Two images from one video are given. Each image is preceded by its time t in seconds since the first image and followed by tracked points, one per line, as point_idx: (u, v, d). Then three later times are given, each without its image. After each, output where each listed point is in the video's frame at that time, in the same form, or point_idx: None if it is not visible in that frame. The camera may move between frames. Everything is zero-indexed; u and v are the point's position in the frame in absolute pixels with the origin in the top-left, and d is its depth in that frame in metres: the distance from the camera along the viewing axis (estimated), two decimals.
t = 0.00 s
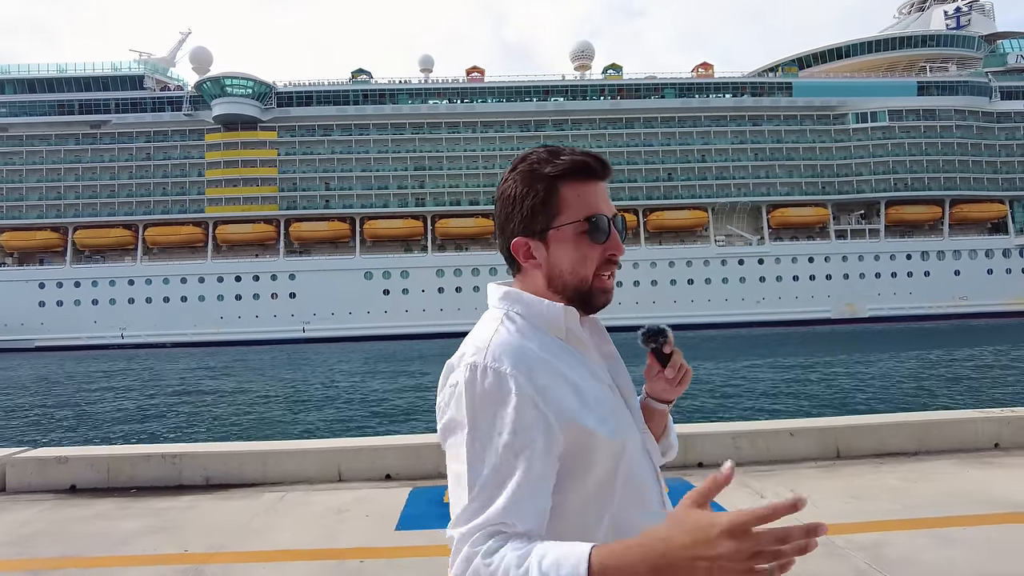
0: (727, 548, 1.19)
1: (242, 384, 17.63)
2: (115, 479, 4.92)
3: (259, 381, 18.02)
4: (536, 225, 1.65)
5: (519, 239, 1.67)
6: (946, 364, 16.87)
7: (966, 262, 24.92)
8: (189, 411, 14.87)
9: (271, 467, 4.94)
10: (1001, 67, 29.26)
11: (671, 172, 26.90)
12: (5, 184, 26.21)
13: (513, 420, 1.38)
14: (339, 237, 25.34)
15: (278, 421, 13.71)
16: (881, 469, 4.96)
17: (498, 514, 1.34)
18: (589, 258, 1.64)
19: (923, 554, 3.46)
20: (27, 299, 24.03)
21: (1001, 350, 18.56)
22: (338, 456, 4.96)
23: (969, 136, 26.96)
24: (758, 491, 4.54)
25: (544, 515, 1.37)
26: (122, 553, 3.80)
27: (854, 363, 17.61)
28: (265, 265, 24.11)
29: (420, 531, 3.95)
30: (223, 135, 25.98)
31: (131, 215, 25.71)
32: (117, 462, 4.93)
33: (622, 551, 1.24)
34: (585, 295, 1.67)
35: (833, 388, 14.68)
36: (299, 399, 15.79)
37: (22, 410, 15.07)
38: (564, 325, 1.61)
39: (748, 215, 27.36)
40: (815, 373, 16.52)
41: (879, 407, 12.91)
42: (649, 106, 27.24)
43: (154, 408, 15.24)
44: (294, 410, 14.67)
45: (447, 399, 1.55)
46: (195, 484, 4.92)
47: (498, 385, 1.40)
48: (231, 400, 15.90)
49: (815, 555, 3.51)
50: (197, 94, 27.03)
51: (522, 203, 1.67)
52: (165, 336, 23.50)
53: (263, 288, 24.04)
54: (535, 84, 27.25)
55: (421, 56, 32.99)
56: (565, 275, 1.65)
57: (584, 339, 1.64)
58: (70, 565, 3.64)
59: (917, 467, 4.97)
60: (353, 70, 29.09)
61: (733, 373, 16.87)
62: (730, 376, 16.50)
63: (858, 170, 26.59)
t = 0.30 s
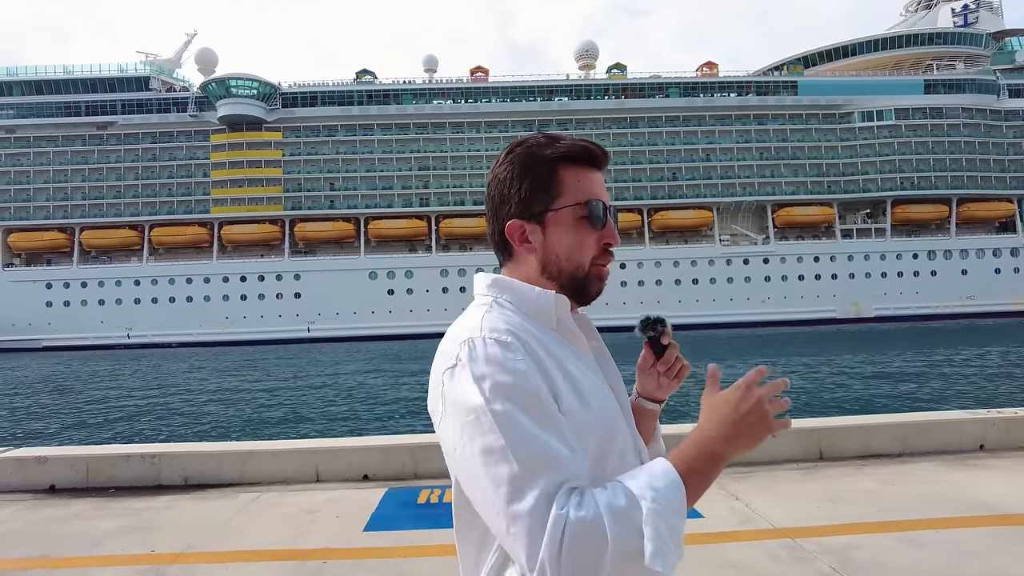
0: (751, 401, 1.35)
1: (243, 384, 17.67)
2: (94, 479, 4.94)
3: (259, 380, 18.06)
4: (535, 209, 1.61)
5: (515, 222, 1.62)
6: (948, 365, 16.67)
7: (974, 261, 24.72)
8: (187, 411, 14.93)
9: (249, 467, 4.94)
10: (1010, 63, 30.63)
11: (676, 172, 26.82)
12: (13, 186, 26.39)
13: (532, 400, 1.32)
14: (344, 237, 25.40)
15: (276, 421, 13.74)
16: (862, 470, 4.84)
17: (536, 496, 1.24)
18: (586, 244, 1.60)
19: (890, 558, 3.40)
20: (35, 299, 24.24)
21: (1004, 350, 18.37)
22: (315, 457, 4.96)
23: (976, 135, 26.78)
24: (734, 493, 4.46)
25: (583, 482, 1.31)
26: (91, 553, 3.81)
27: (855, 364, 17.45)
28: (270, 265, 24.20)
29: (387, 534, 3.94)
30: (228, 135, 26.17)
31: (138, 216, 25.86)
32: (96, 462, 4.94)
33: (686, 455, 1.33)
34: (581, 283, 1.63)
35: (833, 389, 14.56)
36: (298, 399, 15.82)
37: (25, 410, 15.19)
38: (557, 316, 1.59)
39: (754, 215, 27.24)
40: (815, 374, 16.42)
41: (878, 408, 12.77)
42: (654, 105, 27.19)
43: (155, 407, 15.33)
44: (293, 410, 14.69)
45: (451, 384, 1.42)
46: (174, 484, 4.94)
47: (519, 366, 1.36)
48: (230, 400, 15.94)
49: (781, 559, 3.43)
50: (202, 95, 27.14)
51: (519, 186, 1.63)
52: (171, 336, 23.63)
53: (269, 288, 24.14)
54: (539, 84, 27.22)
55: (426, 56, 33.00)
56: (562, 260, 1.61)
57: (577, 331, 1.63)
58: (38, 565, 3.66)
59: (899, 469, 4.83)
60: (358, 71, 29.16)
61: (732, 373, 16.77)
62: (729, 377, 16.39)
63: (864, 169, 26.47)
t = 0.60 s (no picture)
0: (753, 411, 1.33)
1: (238, 386, 17.68)
2: (70, 480, 4.93)
3: (255, 382, 18.09)
4: (536, 203, 1.61)
5: (518, 217, 1.62)
6: (942, 364, 16.62)
7: (974, 259, 24.65)
8: (181, 413, 14.96)
9: (223, 467, 4.93)
10: (1010, 61, 30.51)
11: (676, 171, 26.81)
12: (13, 189, 26.46)
13: (537, 385, 1.31)
14: (344, 239, 25.43)
15: (271, 422, 13.75)
16: (835, 469, 4.80)
17: (532, 481, 1.23)
18: (589, 233, 1.61)
19: (848, 558, 3.39)
20: (35, 302, 24.31)
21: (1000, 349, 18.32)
22: (289, 457, 4.94)
23: (976, 133, 26.74)
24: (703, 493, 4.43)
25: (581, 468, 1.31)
26: (57, 553, 3.83)
27: (849, 363, 17.41)
28: (270, 266, 24.23)
29: (351, 534, 3.95)
30: (228, 138, 26.26)
31: (138, 218, 25.93)
32: (71, 463, 4.94)
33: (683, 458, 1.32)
34: (586, 272, 1.64)
35: (826, 389, 14.53)
36: (292, 400, 15.84)
37: (21, 412, 15.26)
38: (563, 306, 1.58)
39: (754, 214, 27.20)
40: (809, 373, 16.40)
41: (871, 407, 12.74)
42: (653, 105, 27.20)
43: (149, 408, 15.37)
44: (286, 411, 14.70)
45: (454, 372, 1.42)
46: (149, 484, 4.93)
47: (524, 351, 1.36)
48: (224, 401, 15.97)
49: (739, 559, 3.41)
50: (202, 97, 27.18)
51: (517, 179, 1.63)
52: (172, 338, 23.67)
53: (269, 290, 24.16)
54: (539, 84, 27.23)
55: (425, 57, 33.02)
56: (568, 250, 1.61)
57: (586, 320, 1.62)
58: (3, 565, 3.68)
59: (872, 468, 4.80)
60: (357, 72, 29.19)
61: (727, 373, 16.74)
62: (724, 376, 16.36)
63: (864, 168, 26.46)
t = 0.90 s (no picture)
0: (700, 476, 1.25)
1: (235, 386, 17.70)
2: (48, 482, 4.94)
3: (253, 382, 18.10)
4: (524, 211, 1.60)
5: (507, 225, 1.63)
6: (937, 364, 16.57)
7: (976, 258, 24.57)
8: (178, 412, 15.01)
9: (201, 469, 4.93)
10: (1012, 60, 30.39)
11: (676, 171, 26.77)
12: (15, 189, 26.51)
13: (494, 405, 1.32)
14: (345, 238, 25.46)
15: (266, 422, 13.77)
16: (811, 473, 4.78)
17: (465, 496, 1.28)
18: (575, 242, 1.57)
19: (810, 562, 3.40)
20: (37, 302, 24.38)
21: (997, 348, 18.29)
22: (266, 460, 4.95)
23: (978, 132, 26.65)
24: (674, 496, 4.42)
25: (524, 490, 1.32)
26: (25, 556, 3.84)
27: (845, 363, 17.38)
28: (270, 266, 24.28)
29: (320, 536, 3.96)
30: (228, 138, 26.11)
31: (139, 218, 25.99)
32: (50, 466, 4.94)
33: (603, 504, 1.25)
34: (575, 280, 1.60)
35: (821, 389, 14.50)
36: (288, 400, 15.85)
37: (19, 411, 15.32)
38: (550, 317, 1.56)
39: (755, 213, 27.15)
40: (805, 373, 16.39)
41: (866, 407, 12.72)
42: (653, 104, 27.18)
43: (146, 408, 15.41)
44: (281, 411, 14.71)
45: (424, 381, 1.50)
46: (127, 487, 4.93)
47: (490, 368, 1.35)
48: (219, 401, 16.00)
49: (702, 564, 3.41)
50: (202, 97, 27.21)
51: (510, 188, 1.64)
52: (173, 338, 23.70)
53: (269, 289, 24.18)
54: (539, 84, 27.22)
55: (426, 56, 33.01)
56: (553, 258, 1.58)
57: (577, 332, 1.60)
58: None
59: (849, 471, 4.78)
60: (357, 72, 29.19)
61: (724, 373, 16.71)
62: (720, 377, 16.34)
63: (865, 167, 26.41)
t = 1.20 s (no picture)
0: (664, 525, 1.10)
1: (232, 385, 17.72)
2: (28, 479, 4.96)
3: (250, 381, 18.14)
4: (520, 210, 1.59)
5: (504, 224, 1.63)
6: (934, 364, 16.51)
7: (978, 258, 24.52)
8: (174, 410, 15.08)
9: (179, 467, 4.94)
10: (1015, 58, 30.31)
11: (677, 170, 26.75)
12: (18, 189, 26.63)
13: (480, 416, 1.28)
14: (346, 238, 25.52)
15: (262, 421, 13.80)
16: (787, 472, 4.76)
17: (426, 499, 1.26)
18: (572, 240, 1.51)
19: (774, 560, 3.39)
20: (39, 302, 24.48)
21: (995, 348, 18.22)
22: (244, 457, 4.95)
23: (980, 131, 26.58)
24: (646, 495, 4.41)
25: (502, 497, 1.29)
26: None
27: (842, 363, 17.33)
28: (271, 266, 24.29)
29: (287, 534, 3.98)
30: (230, 138, 26.31)
31: (140, 218, 26.06)
32: (29, 463, 4.97)
33: (527, 517, 1.16)
34: (574, 280, 1.53)
35: (817, 388, 14.47)
36: (284, 399, 15.87)
37: (17, 411, 15.39)
38: (554, 324, 1.52)
39: (756, 213, 27.12)
40: (799, 373, 16.38)
41: (861, 407, 12.69)
42: (654, 104, 27.18)
43: (141, 407, 15.46)
44: (277, 410, 14.72)
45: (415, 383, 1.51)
46: (105, 484, 4.94)
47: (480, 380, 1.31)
48: (215, 400, 16.01)
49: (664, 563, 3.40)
50: (204, 97, 27.25)
51: (509, 187, 1.64)
52: (175, 338, 23.76)
53: (271, 289, 24.21)
54: (540, 84, 27.21)
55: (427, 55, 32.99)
56: (549, 259, 1.53)
57: (580, 337, 1.55)
58: None
59: (824, 469, 4.76)
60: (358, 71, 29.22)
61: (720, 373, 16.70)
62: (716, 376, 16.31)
63: (866, 167, 26.38)
